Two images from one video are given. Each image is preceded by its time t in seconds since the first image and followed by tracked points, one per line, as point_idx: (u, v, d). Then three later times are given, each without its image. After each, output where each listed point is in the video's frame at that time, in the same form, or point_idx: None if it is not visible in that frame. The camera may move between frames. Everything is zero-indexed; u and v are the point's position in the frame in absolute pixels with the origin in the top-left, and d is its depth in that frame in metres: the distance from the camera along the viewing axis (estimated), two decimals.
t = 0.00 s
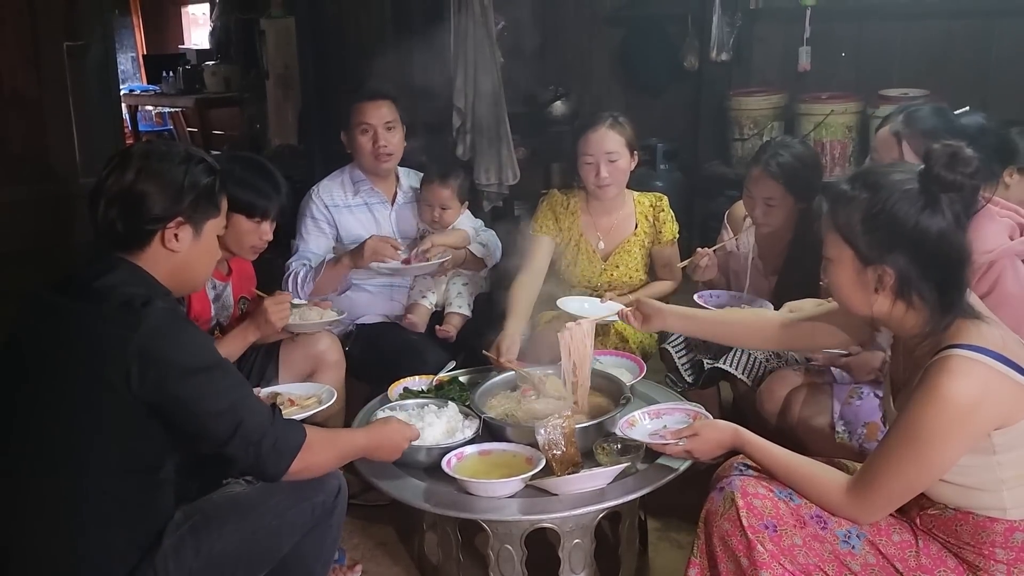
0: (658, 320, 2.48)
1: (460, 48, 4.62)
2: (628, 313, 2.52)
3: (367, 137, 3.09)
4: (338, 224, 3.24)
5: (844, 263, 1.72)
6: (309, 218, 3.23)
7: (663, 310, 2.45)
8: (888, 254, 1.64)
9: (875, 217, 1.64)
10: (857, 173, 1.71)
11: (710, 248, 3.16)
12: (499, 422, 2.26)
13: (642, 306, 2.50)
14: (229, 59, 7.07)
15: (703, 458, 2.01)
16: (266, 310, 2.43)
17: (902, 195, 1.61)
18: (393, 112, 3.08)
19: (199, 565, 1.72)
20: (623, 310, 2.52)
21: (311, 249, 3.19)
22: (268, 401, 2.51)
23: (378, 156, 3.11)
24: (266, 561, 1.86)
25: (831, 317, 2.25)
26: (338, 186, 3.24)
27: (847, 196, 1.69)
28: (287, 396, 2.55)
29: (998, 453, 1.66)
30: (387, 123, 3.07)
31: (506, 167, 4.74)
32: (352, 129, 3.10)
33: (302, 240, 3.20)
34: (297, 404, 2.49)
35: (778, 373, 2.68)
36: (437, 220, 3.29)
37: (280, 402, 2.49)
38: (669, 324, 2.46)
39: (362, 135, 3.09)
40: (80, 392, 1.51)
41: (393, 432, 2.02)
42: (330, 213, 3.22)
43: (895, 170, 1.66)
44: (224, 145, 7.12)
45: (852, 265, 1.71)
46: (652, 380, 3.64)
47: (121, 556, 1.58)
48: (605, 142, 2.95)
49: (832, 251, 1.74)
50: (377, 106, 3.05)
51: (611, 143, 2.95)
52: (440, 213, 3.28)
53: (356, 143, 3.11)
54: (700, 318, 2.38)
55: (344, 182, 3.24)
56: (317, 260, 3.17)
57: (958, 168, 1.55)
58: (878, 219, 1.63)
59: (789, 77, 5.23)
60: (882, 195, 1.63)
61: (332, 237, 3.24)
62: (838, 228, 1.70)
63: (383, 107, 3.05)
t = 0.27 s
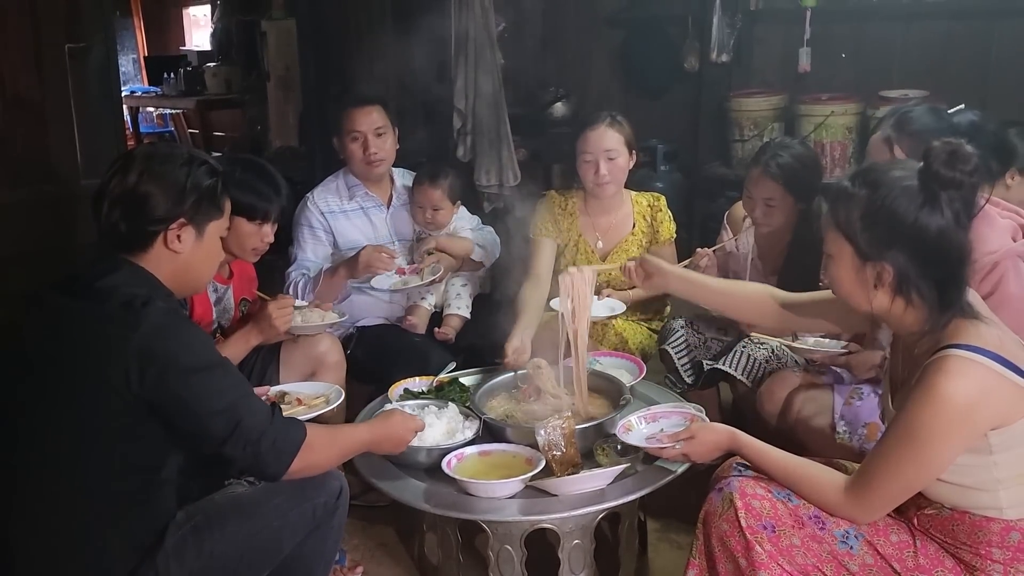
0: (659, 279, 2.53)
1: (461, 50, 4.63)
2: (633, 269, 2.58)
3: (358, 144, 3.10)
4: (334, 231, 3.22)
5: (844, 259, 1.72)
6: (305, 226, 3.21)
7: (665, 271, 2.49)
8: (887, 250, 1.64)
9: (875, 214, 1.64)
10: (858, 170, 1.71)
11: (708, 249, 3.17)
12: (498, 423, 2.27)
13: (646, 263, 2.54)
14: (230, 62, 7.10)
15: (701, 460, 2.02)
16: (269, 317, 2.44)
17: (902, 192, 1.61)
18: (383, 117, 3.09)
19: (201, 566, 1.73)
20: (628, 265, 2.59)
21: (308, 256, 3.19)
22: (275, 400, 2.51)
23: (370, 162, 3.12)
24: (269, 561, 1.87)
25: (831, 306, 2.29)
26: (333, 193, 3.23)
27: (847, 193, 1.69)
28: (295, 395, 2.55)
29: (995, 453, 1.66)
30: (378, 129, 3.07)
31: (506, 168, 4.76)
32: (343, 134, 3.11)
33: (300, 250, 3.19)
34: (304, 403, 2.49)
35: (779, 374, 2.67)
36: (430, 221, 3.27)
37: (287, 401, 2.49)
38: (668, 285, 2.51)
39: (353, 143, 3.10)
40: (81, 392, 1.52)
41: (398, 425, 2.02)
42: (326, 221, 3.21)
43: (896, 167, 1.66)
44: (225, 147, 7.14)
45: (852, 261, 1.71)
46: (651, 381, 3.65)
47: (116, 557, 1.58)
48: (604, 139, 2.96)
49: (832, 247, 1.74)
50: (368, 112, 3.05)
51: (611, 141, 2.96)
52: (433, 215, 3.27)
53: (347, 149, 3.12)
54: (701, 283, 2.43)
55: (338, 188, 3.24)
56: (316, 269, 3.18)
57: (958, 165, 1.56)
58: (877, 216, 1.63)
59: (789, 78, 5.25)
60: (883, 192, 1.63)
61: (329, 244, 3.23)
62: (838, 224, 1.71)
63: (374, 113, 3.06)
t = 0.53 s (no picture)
0: (657, 239, 2.53)
1: (462, 49, 4.63)
2: (631, 224, 2.58)
3: (358, 148, 3.09)
4: (330, 232, 3.22)
5: (847, 251, 1.72)
6: (302, 227, 3.21)
7: (665, 231, 2.50)
8: (889, 243, 1.62)
9: (878, 206, 1.62)
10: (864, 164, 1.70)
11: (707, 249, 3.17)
12: (499, 423, 2.27)
13: (645, 222, 2.55)
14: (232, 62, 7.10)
15: (701, 462, 2.02)
16: (274, 310, 2.43)
17: (905, 184, 1.59)
18: (383, 121, 3.08)
19: (201, 564, 1.73)
20: (626, 222, 2.58)
21: (307, 259, 3.20)
22: (287, 397, 2.50)
23: (370, 166, 3.12)
24: (269, 561, 1.87)
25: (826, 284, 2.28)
26: (330, 194, 3.22)
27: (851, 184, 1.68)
28: (307, 391, 2.55)
29: (994, 451, 1.66)
30: (378, 133, 3.07)
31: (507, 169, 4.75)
32: (342, 138, 3.10)
33: (297, 253, 3.20)
34: (315, 399, 2.49)
35: (780, 374, 2.66)
36: (428, 225, 3.30)
37: (299, 397, 2.49)
38: (665, 245, 2.51)
39: (352, 146, 3.09)
40: (82, 390, 1.52)
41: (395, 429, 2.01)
42: (323, 222, 3.20)
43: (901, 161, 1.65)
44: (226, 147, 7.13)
45: (855, 253, 1.70)
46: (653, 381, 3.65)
47: (114, 557, 1.58)
48: (603, 134, 2.98)
49: (835, 240, 1.74)
50: (368, 116, 3.04)
51: (610, 137, 2.99)
52: (431, 218, 3.30)
53: (346, 152, 3.12)
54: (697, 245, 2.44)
55: (336, 189, 3.24)
56: (314, 273, 3.20)
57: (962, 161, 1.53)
58: (880, 208, 1.62)
59: (791, 79, 5.25)
60: (886, 184, 1.62)
61: (326, 245, 3.23)
62: (843, 216, 1.70)
63: (375, 117, 3.05)
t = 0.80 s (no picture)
0: (660, 241, 2.54)
1: (464, 49, 4.63)
2: (634, 225, 2.58)
3: (362, 149, 3.09)
4: (331, 233, 3.22)
5: (849, 249, 1.71)
6: (303, 227, 3.22)
7: (669, 232, 2.50)
8: (890, 242, 1.62)
9: (881, 205, 1.62)
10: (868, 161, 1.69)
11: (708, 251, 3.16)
12: (500, 423, 2.27)
13: (649, 224, 2.55)
14: (234, 61, 7.12)
15: (702, 462, 2.02)
16: (291, 284, 2.34)
17: (909, 184, 1.59)
18: (388, 121, 3.08)
19: (202, 563, 1.73)
20: (629, 222, 2.58)
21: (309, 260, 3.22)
22: (297, 391, 2.49)
23: (374, 166, 3.12)
24: (270, 561, 1.87)
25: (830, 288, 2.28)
26: (331, 194, 3.23)
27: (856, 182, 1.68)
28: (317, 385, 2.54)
29: (993, 452, 1.66)
30: (383, 133, 3.07)
31: (509, 170, 4.75)
32: (346, 138, 3.10)
33: (298, 254, 3.21)
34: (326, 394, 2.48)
35: (780, 375, 2.66)
36: (430, 227, 3.28)
37: (310, 391, 2.48)
38: (669, 247, 2.52)
39: (356, 147, 3.09)
40: (81, 388, 1.52)
41: (370, 397, 1.93)
42: (325, 223, 3.21)
43: (905, 159, 1.64)
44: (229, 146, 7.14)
45: (856, 251, 1.70)
46: (654, 382, 3.65)
47: (112, 555, 1.58)
48: (607, 130, 2.99)
49: (837, 237, 1.73)
50: (372, 116, 3.04)
51: (614, 132, 3.00)
52: (434, 221, 3.27)
53: (350, 153, 3.11)
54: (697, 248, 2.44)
55: (337, 189, 3.24)
56: (316, 275, 3.21)
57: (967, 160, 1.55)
58: (884, 207, 1.62)
59: (793, 80, 5.24)
60: (890, 182, 1.61)
61: (327, 246, 3.24)
62: (846, 212, 1.69)
63: (378, 116, 3.05)
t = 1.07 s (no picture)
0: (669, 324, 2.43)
1: (466, 47, 4.63)
2: (636, 315, 2.45)
3: (367, 147, 3.09)
4: (334, 232, 3.23)
5: (852, 249, 1.70)
6: (306, 225, 3.23)
7: (671, 313, 2.41)
8: (894, 243, 1.62)
9: (886, 207, 1.62)
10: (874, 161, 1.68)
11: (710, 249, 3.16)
12: (501, 421, 2.26)
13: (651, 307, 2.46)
14: (235, 57, 7.11)
15: (705, 460, 2.02)
16: (295, 276, 2.32)
17: (915, 188, 1.58)
18: (392, 120, 3.08)
19: (202, 561, 1.73)
20: (631, 312, 2.46)
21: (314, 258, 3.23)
22: (299, 381, 2.55)
23: (378, 165, 3.12)
24: (269, 559, 1.87)
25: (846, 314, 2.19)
26: (334, 193, 3.23)
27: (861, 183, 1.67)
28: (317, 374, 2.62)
29: (996, 454, 1.66)
30: (387, 132, 3.07)
31: (510, 167, 4.76)
32: (350, 137, 3.09)
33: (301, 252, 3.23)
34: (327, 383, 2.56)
35: (781, 373, 2.67)
36: (432, 226, 3.29)
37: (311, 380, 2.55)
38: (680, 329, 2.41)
39: (361, 145, 3.09)
40: (71, 384, 1.52)
41: (331, 386, 1.93)
42: (327, 221, 3.21)
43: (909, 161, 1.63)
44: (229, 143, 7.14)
45: (858, 252, 1.69)
46: (654, 380, 3.65)
47: (104, 553, 1.57)
48: (610, 125, 2.97)
49: (840, 235, 1.72)
50: (377, 114, 3.04)
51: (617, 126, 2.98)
52: (436, 221, 3.27)
53: (354, 151, 3.11)
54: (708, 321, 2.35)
55: (341, 187, 3.24)
56: (320, 273, 3.23)
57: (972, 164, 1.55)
58: (888, 209, 1.61)
59: (795, 79, 5.23)
60: (895, 184, 1.60)
61: (329, 245, 3.25)
62: (849, 213, 1.68)
63: (383, 115, 3.05)
